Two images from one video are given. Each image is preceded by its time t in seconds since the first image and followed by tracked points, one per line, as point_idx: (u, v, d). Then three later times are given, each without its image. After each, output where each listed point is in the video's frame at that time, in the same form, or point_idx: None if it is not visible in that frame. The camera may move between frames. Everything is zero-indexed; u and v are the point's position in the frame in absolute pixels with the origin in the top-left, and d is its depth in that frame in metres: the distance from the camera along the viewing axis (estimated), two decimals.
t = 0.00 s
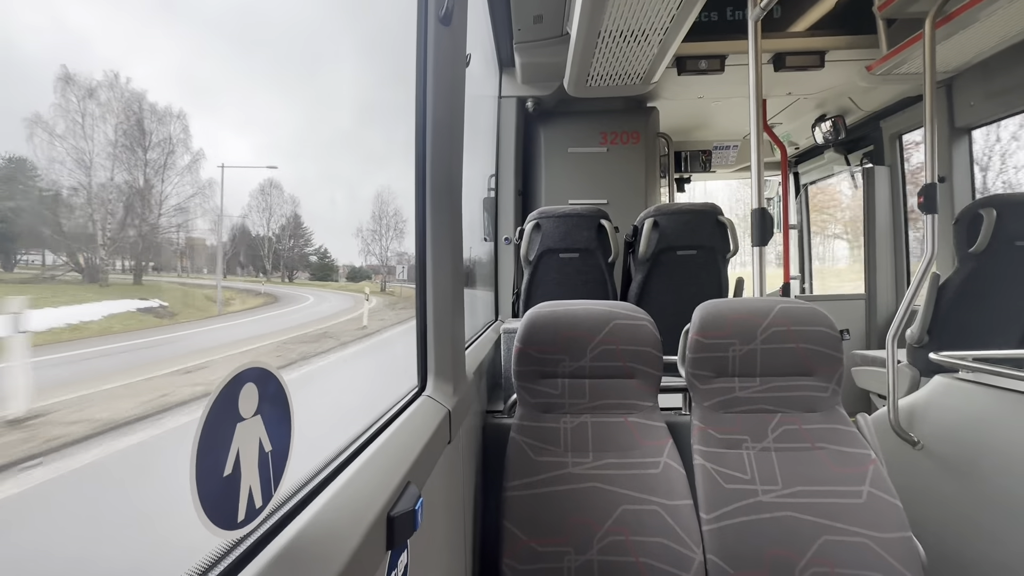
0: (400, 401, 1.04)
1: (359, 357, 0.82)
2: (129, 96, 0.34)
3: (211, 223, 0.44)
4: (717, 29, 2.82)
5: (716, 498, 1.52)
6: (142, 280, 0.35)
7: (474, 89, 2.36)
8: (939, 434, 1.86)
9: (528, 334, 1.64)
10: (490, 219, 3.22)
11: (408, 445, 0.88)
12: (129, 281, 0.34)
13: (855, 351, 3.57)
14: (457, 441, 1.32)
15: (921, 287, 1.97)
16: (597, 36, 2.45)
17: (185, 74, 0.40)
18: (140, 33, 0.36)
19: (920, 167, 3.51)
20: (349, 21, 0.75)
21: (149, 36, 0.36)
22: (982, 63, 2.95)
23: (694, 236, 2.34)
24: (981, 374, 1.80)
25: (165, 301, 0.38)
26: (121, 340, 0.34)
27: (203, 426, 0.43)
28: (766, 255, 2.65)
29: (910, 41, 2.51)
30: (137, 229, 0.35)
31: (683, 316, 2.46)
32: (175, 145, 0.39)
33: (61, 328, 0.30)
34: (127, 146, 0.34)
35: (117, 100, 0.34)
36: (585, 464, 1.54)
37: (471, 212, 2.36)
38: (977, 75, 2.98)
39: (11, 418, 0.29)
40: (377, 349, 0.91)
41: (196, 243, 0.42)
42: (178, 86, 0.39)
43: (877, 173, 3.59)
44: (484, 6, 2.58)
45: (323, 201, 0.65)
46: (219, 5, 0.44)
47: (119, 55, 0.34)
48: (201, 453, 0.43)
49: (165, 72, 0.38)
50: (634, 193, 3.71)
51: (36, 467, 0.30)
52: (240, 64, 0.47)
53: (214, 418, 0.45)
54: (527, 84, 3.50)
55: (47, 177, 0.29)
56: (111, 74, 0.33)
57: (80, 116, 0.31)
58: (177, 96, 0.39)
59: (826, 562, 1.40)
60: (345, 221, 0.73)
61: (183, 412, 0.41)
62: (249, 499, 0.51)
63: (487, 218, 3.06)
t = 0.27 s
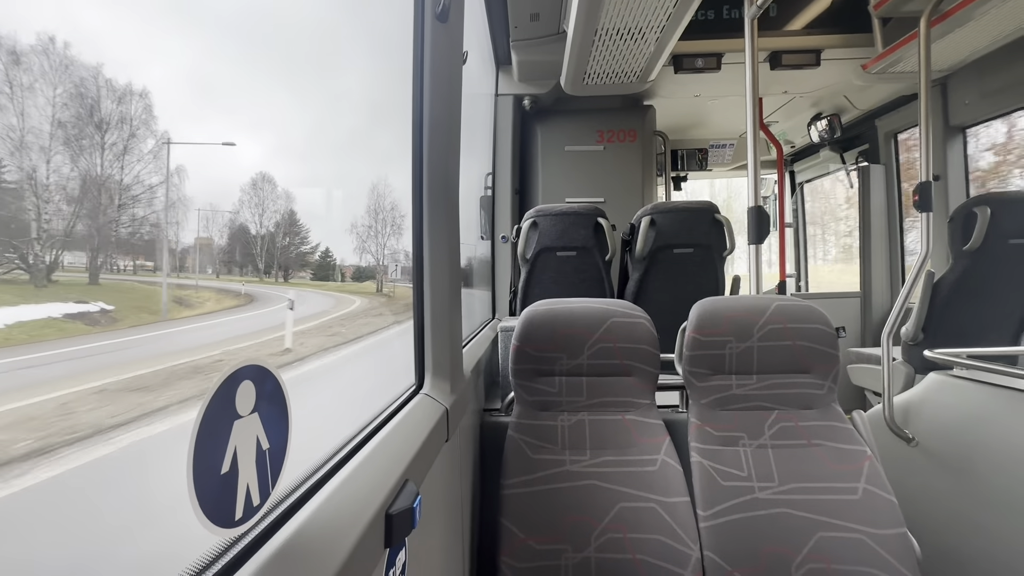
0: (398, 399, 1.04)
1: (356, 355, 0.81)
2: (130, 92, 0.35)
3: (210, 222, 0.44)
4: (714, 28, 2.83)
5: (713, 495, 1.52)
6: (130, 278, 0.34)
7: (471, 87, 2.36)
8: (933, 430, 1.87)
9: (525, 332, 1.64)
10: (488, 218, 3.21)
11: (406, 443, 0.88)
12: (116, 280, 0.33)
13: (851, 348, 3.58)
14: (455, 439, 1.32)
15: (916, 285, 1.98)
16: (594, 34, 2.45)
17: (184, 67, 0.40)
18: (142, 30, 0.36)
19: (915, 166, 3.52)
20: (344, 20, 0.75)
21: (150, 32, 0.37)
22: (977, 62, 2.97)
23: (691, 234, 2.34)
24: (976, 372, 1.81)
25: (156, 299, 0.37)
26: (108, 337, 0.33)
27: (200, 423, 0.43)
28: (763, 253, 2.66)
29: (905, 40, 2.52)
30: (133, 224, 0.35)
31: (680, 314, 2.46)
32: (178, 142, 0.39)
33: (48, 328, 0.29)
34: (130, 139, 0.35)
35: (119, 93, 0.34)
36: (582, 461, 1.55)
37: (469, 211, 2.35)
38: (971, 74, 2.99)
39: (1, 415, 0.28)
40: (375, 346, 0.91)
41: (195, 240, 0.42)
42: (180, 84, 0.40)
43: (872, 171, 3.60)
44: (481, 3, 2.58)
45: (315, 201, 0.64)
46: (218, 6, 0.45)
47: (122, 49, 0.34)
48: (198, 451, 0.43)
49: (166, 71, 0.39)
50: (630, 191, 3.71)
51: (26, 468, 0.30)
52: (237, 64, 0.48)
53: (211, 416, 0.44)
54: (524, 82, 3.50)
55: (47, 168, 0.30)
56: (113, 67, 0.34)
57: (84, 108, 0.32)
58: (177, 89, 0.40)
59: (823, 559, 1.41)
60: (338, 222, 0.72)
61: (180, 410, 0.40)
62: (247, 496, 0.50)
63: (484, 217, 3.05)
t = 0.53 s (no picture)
0: (394, 396, 1.04)
1: (351, 350, 0.81)
2: (135, 90, 0.36)
3: (207, 218, 0.44)
4: (709, 26, 2.83)
5: (708, 491, 1.53)
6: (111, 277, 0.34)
7: (467, 85, 2.35)
8: (927, 427, 1.88)
9: (521, 329, 1.64)
10: (484, 216, 3.21)
11: (402, 440, 0.88)
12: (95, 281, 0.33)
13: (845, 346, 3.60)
14: (451, 436, 1.32)
15: (910, 282, 1.99)
16: (590, 31, 2.44)
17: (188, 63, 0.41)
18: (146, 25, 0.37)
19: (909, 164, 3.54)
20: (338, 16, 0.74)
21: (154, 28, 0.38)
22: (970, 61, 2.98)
23: (687, 232, 2.35)
24: (969, 369, 1.83)
25: (138, 298, 0.36)
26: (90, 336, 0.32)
27: (192, 418, 0.42)
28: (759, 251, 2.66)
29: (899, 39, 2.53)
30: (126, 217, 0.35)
31: (676, 311, 2.47)
32: (178, 139, 0.40)
33: (22, 325, 0.28)
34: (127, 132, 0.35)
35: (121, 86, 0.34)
36: (579, 458, 1.55)
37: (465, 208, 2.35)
38: (965, 73, 3.01)
39: None
40: (370, 343, 0.91)
41: (188, 236, 0.42)
42: (185, 81, 0.41)
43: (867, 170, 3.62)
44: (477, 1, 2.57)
45: (310, 200, 0.64)
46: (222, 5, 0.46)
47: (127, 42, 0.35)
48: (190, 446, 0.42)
49: (171, 68, 0.39)
50: (627, 189, 3.72)
51: (13, 463, 0.29)
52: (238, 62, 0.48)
53: (204, 410, 0.43)
54: (520, 80, 3.49)
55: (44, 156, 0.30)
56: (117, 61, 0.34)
57: (84, 98, 0.32)
58: (180, 84, 0.40)
59: (817, 554, 1.41)
60: (333, 219, 0.72)
61: (171, 405, 0.40)
62: (240, 490, 0.50)
63: (480, 215, 3.05)
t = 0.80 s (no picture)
0: (394, 414, 1.01)
1: (347, 366, 0.78)
2: (135, 92, 0.34)
3: (203, 227, 0.42)
4: (715, 42, 2.84)
5: (719, 515, 1.47)
6: (89, 279, 0.31)
7: (473, 98, 2.35)
8: (944, 449, 1.82)
9: (526, 344, 1.60)
10: (489, 229, 3.19)
11: (400, 460, 0.84)
12: (68, 283, 0.30)
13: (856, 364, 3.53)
14: (452, 455, 1.28)
15: (923, 300, 1.95)
16: (597, 46, 2.45)
17: (194, 60, 0.40)
18: (152, 20, 0.36)
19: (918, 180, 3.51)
20: (342, 22, 0.73)
21: (162, 22, 0.37)
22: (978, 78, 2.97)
23: (694, 247, 2.32)
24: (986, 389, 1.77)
25: (119, 305, 0.33)
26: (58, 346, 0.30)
27: (169, 440, 0.39)
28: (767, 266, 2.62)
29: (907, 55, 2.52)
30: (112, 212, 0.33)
31: (683, 327, 2.43)
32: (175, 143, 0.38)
33: None
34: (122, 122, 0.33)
35: (121, 75, 0.33)
36: (585, 479, 1.50)
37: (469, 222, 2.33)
38: (972, 90, 2.99)
39: None
40: (369, 358, 0.88)
41: (179, 240, 0.39)
42: (185, 83, 0.39)
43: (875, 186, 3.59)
44: (483, 16, 2.58)
45: (310, 210, 0.62)
46: (233, 9, 0.45)
47: (133, 34, 0.34)
48: (165, 472, 0.39)
49: (173, 70, 0.38)
50: (632, 204, 3.70)
51: None
52: (245, 66, 0.47)
53: (183, 432, 0.40)
54: (525, 94, 3.51)
55: (38, 141, 0.28)
56: (119, 51, 0.33)
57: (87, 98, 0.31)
58: (183, 81, 0.39)
59: None
60: (332, 232, 0.69)
61: (147, 426, 0.37)
62: (221, 519, 0.47)
63: (485, 229, 3.03)
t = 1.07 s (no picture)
0: (395, 414, 1.01)
1: (350, 367, 0.79)
2: (142, 90, 0.35)
3: (207, 226, 0.43)
4: (716, 43, 2.84)
5: (719, 515, 1.48)
6: (91, 272, 0.32)
7: (473, 99, 2.35)
8: (943, 450, 1.83)
9: (526, 345, 1.61)
10: (489, 230, 3.20)
11: (402, 461, 0.85)
12: (70, 274, 0.30)
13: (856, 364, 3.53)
14: (453, 454, 1.29)
15: (923, 301, 1.95)
16: (597, 47, 2.45)
17: (199, 60, 0.41)
18: (159, 19, 0.37)
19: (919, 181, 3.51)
20: (344, 24, 0.73)
21: (168, 23, 0.38)
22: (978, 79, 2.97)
23: (694, 248, 2.32)
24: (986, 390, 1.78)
25: (124, 304, 0.33)
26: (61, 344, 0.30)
27: (176, 442, 0.39)
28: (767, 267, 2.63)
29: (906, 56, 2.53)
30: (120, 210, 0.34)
31: (683, 328, 2.43)
32: (180, 140, 0.39)
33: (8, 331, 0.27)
34: (128, 121, 0.34)
35: (128, 75, 0.34)
36: (585, 479, 1.50)
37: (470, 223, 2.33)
38: (972, 91, 3.00)
39: None
40: (370, 359, 0.89)
41: (184, 238, 0.40)
42: (191, 82, 0.40)
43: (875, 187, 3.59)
44: (484, 17, 2.59)
45: (311, 209, 0.62)
46: (237, 10, 0.46)
47: (140, 34, 0.35)
48: (172, 472, 0.39)
49: (179, 68, 0.39)
50: (632, 205, 3.70)
51: None
52: (249, 65, 0.48)
53: (190, 433, 0.41)
54: (526, 95, 3.51)
55: (49, 140, 0.29)
56: (126, 51, 0.34)
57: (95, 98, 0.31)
58: (189, 80, 0.40)
59: None
60: (334, 232, 0.70)
61: (156, 428, 0.37)
62: (227, 518, 0.47)
63: (486, 230, 3.04)
